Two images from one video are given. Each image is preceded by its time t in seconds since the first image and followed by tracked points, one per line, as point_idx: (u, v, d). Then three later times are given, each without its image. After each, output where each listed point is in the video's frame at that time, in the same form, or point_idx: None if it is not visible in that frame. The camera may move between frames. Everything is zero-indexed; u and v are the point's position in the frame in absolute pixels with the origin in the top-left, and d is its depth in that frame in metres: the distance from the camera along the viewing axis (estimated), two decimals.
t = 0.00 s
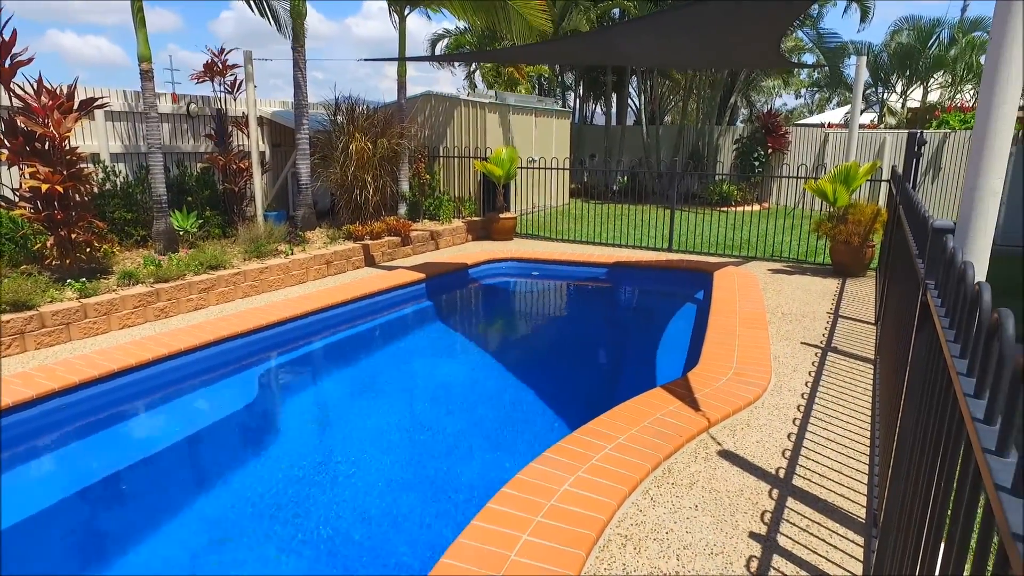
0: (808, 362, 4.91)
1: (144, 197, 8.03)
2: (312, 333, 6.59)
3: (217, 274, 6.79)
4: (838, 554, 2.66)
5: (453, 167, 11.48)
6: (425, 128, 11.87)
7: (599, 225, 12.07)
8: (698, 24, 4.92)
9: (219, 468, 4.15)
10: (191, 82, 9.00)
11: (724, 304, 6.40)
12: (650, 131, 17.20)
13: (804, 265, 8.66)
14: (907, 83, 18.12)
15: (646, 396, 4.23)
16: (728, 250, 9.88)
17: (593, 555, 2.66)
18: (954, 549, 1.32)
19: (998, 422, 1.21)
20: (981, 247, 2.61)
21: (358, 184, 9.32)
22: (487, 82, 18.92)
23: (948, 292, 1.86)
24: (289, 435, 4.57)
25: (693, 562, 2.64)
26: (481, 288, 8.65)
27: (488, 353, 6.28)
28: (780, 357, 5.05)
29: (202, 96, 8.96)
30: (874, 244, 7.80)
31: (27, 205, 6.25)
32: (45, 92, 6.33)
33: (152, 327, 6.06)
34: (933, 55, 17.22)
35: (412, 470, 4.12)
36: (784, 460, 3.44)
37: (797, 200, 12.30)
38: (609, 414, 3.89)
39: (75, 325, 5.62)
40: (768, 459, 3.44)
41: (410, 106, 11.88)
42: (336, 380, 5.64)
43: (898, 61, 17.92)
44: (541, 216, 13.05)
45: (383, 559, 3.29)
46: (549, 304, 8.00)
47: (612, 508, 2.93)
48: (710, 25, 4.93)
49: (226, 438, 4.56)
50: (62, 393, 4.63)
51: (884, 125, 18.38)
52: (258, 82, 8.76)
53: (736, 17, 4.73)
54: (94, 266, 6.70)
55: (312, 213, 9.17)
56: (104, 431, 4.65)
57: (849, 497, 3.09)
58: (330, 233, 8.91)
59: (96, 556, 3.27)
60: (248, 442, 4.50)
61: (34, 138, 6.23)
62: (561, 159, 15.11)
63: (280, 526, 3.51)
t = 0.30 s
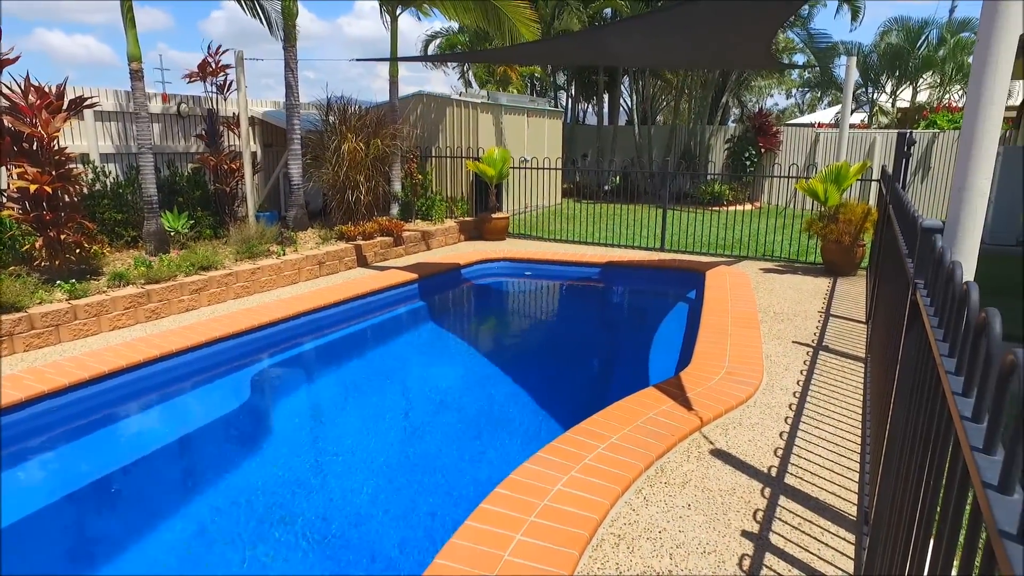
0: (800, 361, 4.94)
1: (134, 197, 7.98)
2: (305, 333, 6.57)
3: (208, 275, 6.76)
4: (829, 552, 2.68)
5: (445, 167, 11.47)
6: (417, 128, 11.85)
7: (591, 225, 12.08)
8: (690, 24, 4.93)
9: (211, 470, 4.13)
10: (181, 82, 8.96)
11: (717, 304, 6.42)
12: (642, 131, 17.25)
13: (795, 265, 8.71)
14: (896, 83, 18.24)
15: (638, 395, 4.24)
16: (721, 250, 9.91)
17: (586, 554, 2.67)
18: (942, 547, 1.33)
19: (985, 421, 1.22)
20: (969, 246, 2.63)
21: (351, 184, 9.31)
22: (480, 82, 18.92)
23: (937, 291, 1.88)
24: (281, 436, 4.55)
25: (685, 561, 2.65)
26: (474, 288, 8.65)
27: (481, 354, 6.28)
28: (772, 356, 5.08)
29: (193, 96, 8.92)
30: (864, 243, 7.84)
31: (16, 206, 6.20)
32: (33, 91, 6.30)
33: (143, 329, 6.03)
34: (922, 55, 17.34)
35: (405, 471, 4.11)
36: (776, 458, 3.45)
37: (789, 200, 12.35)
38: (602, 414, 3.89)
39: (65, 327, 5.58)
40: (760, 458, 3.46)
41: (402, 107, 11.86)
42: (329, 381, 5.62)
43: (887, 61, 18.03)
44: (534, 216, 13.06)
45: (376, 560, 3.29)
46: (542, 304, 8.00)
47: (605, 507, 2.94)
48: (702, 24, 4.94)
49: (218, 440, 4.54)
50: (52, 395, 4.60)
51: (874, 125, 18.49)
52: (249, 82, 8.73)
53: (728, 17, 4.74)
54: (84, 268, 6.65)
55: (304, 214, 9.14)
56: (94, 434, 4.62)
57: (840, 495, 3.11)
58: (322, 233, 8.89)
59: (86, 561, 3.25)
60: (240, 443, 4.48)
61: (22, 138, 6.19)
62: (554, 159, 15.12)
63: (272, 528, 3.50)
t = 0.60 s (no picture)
0: (794, 360, 4.96)
1: (128, 198, 7.96)
2: (300, 334, 6.56)
3: (203, 275, 6.75)
4: (823, 551, 2.70)
5: (440, 167, 11.47)
6: (412, 128, 11.85)
7: (586, 225, 12.09)
8: (684, 23, 4.94)
9: (206, 471, 4.13)
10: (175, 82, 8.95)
11: (712, 303, 6.44)
12: (637, 130, 17.29)
13: (789, 264, 8.74)
14: (890, 83, 18.31)
15: (633, 395, 4.26)
16: (715, 250, 9.93)
17: (582, 554, 2.68)
18: (932, 545, 1.35)
19: (974, 420, 1.24)
20: (961, 246, 2.64)
21: (345, 184, 9.30)
22: (474, 82, 18.92)
23: (928, 292, 1.90)
24: (277, 437, 4.55)
25: (681, 560, 2.67)
26: (469, 288, 8.66)
27: (476, 354, 6.29)
28: (767, 355, 5.10)
29: (187, 96, 8.90)
30: (858, 243, 7.88)
31: (9, 206, 6.17)
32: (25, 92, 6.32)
33: (138, 329, 6.01)
34: (915, 56, 17.43)
35: (401, 472, 4.12)
36: (771, 457, 3.47)
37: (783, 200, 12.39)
38: (597, 414, 3.90)
39: (59, 328, 5.57)
40: (754, 457, 3.47)
41: (397, 106, 11.86)
42: (325, 381, 5.62)
43: (881, 61, 18.10)
44: (529, 216, 13.07)
45: (372, 560, 3.29)
46: (537, 304, 8.01)
47: (600, 507, 2.95)
48: (696, 24, 4.96)
49: (213, 441, 4.53)
50: (46, 397, 4.59)
51: (868, 125, 18.57)
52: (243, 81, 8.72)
53: (722, 17, 4.76)
54: (78, 269, 6.62)
55: (299, 214, 9.13)
56: (88, 435, 4.60)
57: (834, 493, 3.13)
58: (317, 233, 8.88)
59: (80, 563, 3.24)
60: (235, 444, 4.48)
61: (15, 138, 6.17)
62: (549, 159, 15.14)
63: (267, 529, 3.49)
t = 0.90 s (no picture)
0: (790, 360, 4.97)
1: (125, 198, 7.95)
2: (297, 334, 6.56)
3: (200, 275, 6.74)
4: (819, 550, 2.72)
5: (437, 168, 11.47)
6: (409, 128, 11.86)
7: (583, 225, 12.10)
8: (681, 23, 4.95)
9: (203, 472, 4.12)
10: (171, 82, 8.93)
11: (709, 303, 6.45)
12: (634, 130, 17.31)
13: (786, 264, 8.77)
14: (886, 84, 18.38)
15: (630, 395, 4.27)
16: (712, 250, 9.95)
17: (580, 553, 2.69)
18: (926, 544, 1.36)
19: (968, 420, 1.25)
20: (956, 247, 2.66)
21: (342, 184, 9.29)
22: (471, 83, 18.93)
23: (923, 292, 1.91)
24: (274, 437, 4.55)
25: (678, 559, 2.68)
26: (466, 288, 8.66)
27: (474, 354, 6.30)
28: (763, 355, 5.12)
29: (183, 96, 8.88)
30: (854, 242, 7.90)
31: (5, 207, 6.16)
32: (21, 91, 6.29)
33: (135, 330, 6.00)
34: (911, 56, 17.49)
35: (399, 472, 4.12)
36: (767, 457, 3.48)
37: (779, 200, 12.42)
38: (594, 414, 3.91)
39: (56, 328, 5.55)
40: (751, 457, 3.49)
41: (394, 107, 11.86)
42: (322, 381, 5.62)
43: (877, 62, 18.16)
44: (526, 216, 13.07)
45: (370, 560, 3.30)
46: (534, 304, 8.02)
47: (598, 507, 2.96)
48: (693, 25, 4.98)
49: (211, 441, 4.53)
50: (43, 397, 4.58)
51: (864, 125, 18.62)
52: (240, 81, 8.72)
53: (719, 16, 4.77)
54: (75, 269, 6.61)
55: (296, 214, 9.13)
56: (85, 436, 4.59)
57: (831, 493, 3.14)
58: (314, 233, 8.88)
59: (77, 564, 3.24)
60: (232, 445, 4.48)
61: (11, 138, 6.16)
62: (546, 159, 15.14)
63: (265, 529, 3.50)
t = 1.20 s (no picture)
0: (788, 360, 4.99)
1: (122, 198, 7.94)
2: (294, 334, 6.56)
3: (198, 275, 6.74)
4: (816, 549, 2.73)
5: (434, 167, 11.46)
6: (407, 128, 11.86)
7: (581, 225, 12.11)
8: (678, 23, 4.96)
9: (201, 472, 4.12)
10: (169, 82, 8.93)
11: (706, 303, 6.46)
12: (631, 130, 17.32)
13: (783, 263, 8.79)
14: (883, 83, 18.43)
15: (628, 395, 4.27)
16: (710, 249, 9.96)
17: (578, 553, 2.70)
18: (920, 543, 1.37)
19: (961, 420, 1.26)
20: (952, 247, 2.67)
21: (340, 184, 9.28)
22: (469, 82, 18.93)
23: (919, 292, 1.92)
24: (272, 438, 4.55)
25: (675, 558, 2.69)
26: (464, 288, 8.66)
27: (471, 354, 6.30)
28: (761, 355, 5.13)
29: (181, 96, 8.87)
30: (851, 242, 7.92)
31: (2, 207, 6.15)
32: (18, 91, 6.30)
33: (133, 330, 6.00)
34: (907, 55, 17.53)
35: (397, 471, 4.13)
36: (764, 457, 3.49)
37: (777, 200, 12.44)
38: (592, 414, 3.92)
39: (53, 329, 5.55)
40: (748, 457, 3.49)
41: (391, 106, 11.86)
42: (320, 381, 5.62)
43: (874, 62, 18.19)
44: (523, 215, 13.06)
45: (368, 560, 3.31)
46: (532, 303, 8.03)
47: (595, 507, 2.97)
48: (690, 24, 4.99)
49: (208, 442, 4.53)
50: (40, 398, 4.58)
51: (862, 125, 18.66)
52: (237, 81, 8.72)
53: (716, 16, 4.78)
54: (72, 269, 6.60)
55: (294, 214, 9.12)
56: (82, 436, 4.59)
57: (827, 492, 3.15)
58: (311, 233, 8.87)
59: (74, 565, 3.24)
60: (230, 445, 4.48)
61: (8, 138, 6.15)
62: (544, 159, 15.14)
63: (263, 530, 3.50)
